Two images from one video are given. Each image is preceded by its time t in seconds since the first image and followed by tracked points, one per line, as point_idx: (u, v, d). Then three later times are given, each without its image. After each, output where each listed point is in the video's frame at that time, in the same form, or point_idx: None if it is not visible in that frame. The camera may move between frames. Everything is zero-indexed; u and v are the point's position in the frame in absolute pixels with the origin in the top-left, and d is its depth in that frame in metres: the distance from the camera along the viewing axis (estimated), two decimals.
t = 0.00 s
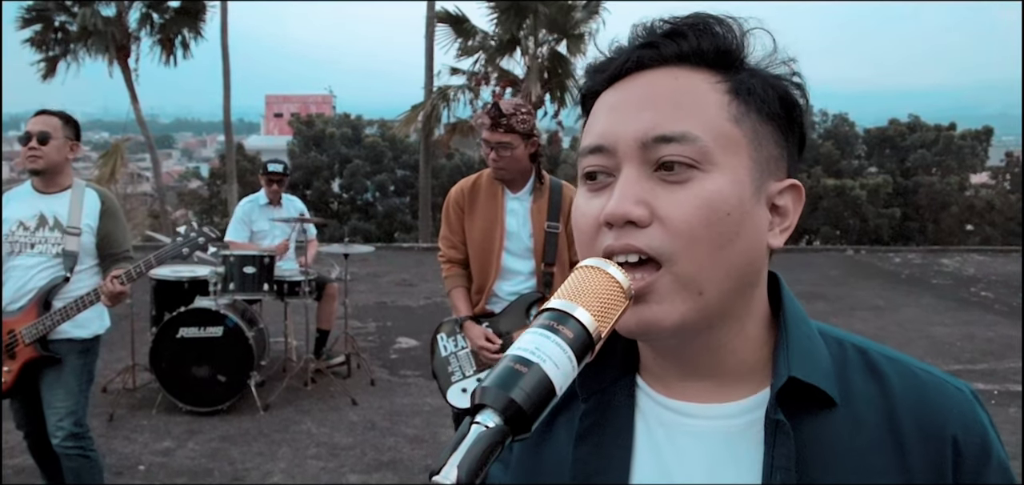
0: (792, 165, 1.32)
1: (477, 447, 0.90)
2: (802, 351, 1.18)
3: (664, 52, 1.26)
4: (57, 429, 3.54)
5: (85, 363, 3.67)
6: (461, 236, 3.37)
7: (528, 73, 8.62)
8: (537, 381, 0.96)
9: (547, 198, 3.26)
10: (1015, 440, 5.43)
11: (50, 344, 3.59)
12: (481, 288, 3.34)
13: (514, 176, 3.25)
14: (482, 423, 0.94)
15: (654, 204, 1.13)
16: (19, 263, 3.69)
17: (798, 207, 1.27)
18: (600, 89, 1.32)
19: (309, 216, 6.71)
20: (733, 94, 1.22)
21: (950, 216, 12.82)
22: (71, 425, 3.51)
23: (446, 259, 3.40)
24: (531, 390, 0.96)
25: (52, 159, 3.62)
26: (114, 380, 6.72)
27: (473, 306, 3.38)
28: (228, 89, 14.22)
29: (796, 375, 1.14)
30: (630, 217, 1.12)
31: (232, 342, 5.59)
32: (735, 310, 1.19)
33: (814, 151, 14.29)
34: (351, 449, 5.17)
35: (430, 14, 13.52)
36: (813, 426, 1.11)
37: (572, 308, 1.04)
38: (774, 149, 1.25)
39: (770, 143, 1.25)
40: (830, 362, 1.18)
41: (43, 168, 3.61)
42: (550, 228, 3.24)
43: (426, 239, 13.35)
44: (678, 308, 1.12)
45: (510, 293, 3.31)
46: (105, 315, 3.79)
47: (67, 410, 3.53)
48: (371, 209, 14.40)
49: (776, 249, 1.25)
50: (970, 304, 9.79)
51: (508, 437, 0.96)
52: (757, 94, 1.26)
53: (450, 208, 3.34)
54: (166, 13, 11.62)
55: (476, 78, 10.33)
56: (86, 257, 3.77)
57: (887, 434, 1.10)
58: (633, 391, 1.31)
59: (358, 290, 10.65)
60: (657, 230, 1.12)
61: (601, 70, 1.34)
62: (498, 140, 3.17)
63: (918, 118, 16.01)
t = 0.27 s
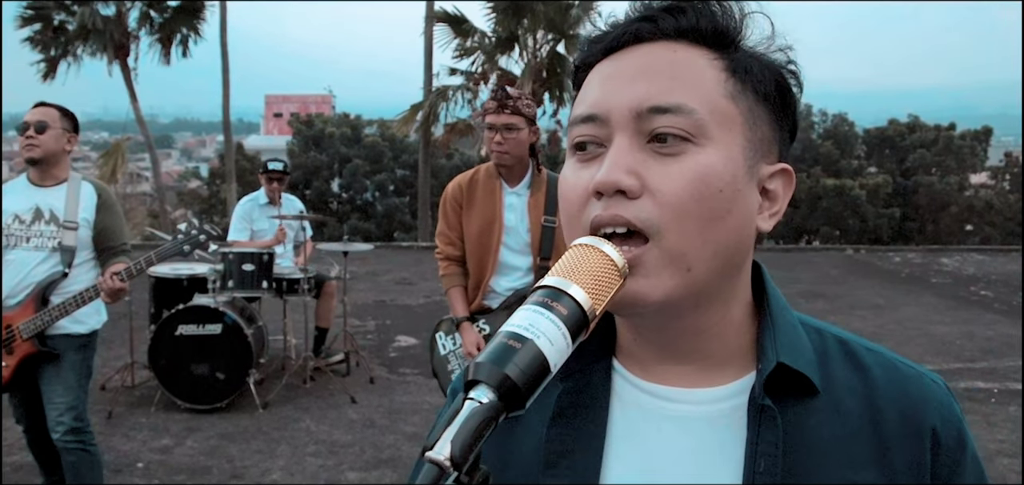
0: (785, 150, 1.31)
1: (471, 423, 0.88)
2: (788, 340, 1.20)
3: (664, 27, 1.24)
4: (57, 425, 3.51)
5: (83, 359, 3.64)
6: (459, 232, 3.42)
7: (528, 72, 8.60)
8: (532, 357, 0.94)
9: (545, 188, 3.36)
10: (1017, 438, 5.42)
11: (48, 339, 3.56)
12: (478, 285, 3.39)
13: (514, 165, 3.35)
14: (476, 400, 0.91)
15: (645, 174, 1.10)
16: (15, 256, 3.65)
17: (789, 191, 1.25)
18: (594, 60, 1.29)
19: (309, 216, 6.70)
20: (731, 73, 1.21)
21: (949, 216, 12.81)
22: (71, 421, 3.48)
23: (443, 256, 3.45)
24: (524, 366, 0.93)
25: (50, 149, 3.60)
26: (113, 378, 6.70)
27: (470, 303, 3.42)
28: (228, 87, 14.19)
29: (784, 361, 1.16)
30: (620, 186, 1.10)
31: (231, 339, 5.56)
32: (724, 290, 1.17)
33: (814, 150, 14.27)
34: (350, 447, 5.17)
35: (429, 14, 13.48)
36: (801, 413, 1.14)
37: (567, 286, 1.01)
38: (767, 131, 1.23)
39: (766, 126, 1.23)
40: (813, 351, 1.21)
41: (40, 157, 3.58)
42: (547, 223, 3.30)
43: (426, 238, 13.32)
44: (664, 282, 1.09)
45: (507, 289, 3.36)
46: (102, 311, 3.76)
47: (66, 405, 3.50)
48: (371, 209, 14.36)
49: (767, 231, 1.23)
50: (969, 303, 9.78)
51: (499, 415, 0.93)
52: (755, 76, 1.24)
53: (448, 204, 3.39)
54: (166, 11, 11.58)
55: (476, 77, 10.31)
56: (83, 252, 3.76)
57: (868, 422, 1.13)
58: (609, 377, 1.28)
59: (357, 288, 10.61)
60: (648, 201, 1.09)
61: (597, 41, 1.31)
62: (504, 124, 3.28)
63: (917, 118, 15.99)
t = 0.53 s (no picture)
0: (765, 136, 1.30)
1: (478, 400, 0.88)
2: (769, 332, 1.21)
3: (648, 26, 1.21)
4: (57, 421, 3.51)
5: (84, 356, 3.62)
6: (456, 227, 3.51)
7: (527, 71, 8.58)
8: (538, 335, 0.94)
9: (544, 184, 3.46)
10: (1017, 435, 5.42)
11: (47, 335, 3.57)
12: (476, 280, 3.47)
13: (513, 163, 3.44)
14: (482, 379, 0.91)
15: (647, 191, 1.11)
16: (15, 253, 3.65)
17: (772, 188, 1.29)
18: (579, 59, 1.24)
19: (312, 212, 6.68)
20: (720, 75, 1.20)
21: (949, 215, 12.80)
22: (71, 417, 3.47)
23: (441, 252, 3.52)
24: (531, 344, 0.94)
25: (48, 148, 3.57)
26: (113, 376, 6.69)
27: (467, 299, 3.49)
28: (228, 87, 14.16)
29: (773, 350, 1.18)
30: (624, 207, 1.10)
31: (232, 337, 5.56)
32: (714, 293, 1.18)
33: (813, 150, 14.26)
34: (350, 445, 5.16)
35: (428, 13, 13.46)
36: (786, 401, 1.15)
37: (573, 264, 1.00)
38: (753, 129, 1.24)
39: (752, 127, 1.24)
40: (790, 343, 1.22)
41: (39, 156, 3.56)
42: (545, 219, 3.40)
43: (426, 237, 13.29)
44: (665, 300, 1.12)
45: (505, 285, 3.44)
46: (102, 307, 3.75)
47: (66, 402, 3.49)
48: (370, 208, 14.33)
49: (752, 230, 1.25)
50: (969, 302, 9.78)
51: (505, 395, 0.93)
52: (741, 73, 1.24)
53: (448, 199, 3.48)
54: (167, 10, 11.56)
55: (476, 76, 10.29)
56: (83, 249, 3.79)
57: (844, 413, 1.14)
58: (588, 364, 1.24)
59: (357, 287, 10.59)
60: (649, 221, 1.10)
61: (578, 37, 1.27)
62: (515, 130, 3.37)
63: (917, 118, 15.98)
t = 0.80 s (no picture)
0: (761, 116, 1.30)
1: (496, 381, 0.86)
2: (764, 314, 1.22)
3: (659, 4, 1.18)
4: (57, 419, 3.51)
5: (84, 353, 3.62)
6: (455, 225, 3.63)
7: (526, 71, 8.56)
8: (556, 316, 0.92)
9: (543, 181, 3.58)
10: (1018, 433, 5.41)
11: (48, 333, 3.56)
12: (475, 277, 3.59)
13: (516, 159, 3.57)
14: (501, 360, 0.89)
15: (657, 174, 1.10)
16: (15, 249, 3.62)
17: (768, 170, 1.30)
18: (583, 35, 1.20)
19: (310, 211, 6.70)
20: (726, 58, 1.18)
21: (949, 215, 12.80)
22: (70, 415, 3.47)
23: (439, 249, 3.65)
24: (550, 325, 0.92)
25: (43, 141, 3.57)
26: (113, 374, 6.68)
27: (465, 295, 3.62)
28: (227, 87, 14.10)
29: (764, 330, 1.19)
30: (634, 190, 1.09)
31: (232, 335, 5.55)
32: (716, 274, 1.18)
33: (813, 149, 14.23)
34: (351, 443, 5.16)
35: (427, 13, 13.43)
36: (775, 383, 1.16)
37: (589, 247, 0.99)
38: (753, 114, 1.24)
39: (752, 110, 1.24)
40: (780, 325, 1.24)
41: (34, 149, 3.56)
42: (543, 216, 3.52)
43: (425, 236, 13.26)
44: (671, 278, 1.10)
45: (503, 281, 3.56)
46: (103, 305, 3.73)
47: (66, 400, 3.48)
48: (369, 209, 14.30)
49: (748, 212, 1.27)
50: (969, 301, 9.77)
51: (522, 376, 0.91)
52: (745, 56, 1.23)
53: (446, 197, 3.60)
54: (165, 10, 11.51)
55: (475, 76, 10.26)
56: (84, 246, 3.74)
57: (832, 392, 1.16)
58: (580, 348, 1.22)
59: (357, 286, 10.56)
60: (658, 203, 1.09)
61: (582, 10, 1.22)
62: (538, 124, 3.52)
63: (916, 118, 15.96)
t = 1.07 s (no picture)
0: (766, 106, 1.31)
1: (506, 359, 0.88)
2: (768, 309, 1.23)
3: None
4: (55, 417, 3.54)
5: (81, 351, 3.64)
6: (456, 222, 3.63)
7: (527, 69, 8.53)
8: (564, 298, 0.93)
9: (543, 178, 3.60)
10: (1019, 431, 5.41)
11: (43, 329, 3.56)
12: (475, 274, 3.60)
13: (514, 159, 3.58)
14: (508, 340, 0.90)
15: (668, 164, 1.10)
16: (12, 244, 3.64)
17: (773, 158, 1.31)
18: (591, 26, 1.19)
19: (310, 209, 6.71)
20: (733, 46, 1.19)
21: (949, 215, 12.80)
22: (69, 413, 3.49)
23: (439, 246, 3.64)
24: (558, 306, 0.93)
25: (49, 138, 3.58)
26: (114, 372, 6.68)
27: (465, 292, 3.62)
28: (228, 87, 14.06)
29: (772, 330, 1.20)
30: (649, 182, 1.09)
31: (233, 333, 5.56)
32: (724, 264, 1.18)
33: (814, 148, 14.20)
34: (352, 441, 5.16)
35: (427, 12, 13.38)
36: (782, 380, 1.17)
37: (595, 229, 0.98)
38: (760, 104, 1.24)
39: (760, 99, 1.24)
40: (784, 320, 1.25)
41: (40, 146, 3.57)
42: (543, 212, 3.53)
43: (425, 236, 13.25)
44: (684, 268, 1.11)
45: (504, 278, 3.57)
46: (99, 302, 3.74)
47: (64, 398, 3.51)
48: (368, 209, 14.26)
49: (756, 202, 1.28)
50: (969, 300, 9.77)
51: (529, 357, 0.91)
52: (752, 45, 1.23)
53: (446, 194, 3.59)
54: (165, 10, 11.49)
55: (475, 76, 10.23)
56: (80, 239, 3.74)
57: (838, 392, 1.17)
58: (586, 345, 1.22)
59: (357, 286, 10.55)
60: (671, 194, 1.10)
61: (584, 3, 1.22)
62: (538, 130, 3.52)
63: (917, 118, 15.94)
